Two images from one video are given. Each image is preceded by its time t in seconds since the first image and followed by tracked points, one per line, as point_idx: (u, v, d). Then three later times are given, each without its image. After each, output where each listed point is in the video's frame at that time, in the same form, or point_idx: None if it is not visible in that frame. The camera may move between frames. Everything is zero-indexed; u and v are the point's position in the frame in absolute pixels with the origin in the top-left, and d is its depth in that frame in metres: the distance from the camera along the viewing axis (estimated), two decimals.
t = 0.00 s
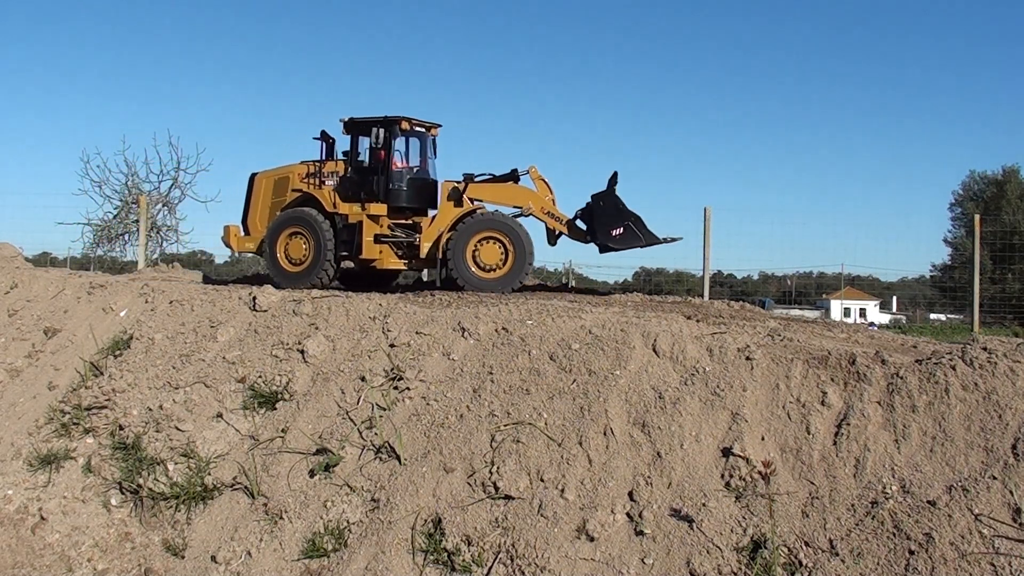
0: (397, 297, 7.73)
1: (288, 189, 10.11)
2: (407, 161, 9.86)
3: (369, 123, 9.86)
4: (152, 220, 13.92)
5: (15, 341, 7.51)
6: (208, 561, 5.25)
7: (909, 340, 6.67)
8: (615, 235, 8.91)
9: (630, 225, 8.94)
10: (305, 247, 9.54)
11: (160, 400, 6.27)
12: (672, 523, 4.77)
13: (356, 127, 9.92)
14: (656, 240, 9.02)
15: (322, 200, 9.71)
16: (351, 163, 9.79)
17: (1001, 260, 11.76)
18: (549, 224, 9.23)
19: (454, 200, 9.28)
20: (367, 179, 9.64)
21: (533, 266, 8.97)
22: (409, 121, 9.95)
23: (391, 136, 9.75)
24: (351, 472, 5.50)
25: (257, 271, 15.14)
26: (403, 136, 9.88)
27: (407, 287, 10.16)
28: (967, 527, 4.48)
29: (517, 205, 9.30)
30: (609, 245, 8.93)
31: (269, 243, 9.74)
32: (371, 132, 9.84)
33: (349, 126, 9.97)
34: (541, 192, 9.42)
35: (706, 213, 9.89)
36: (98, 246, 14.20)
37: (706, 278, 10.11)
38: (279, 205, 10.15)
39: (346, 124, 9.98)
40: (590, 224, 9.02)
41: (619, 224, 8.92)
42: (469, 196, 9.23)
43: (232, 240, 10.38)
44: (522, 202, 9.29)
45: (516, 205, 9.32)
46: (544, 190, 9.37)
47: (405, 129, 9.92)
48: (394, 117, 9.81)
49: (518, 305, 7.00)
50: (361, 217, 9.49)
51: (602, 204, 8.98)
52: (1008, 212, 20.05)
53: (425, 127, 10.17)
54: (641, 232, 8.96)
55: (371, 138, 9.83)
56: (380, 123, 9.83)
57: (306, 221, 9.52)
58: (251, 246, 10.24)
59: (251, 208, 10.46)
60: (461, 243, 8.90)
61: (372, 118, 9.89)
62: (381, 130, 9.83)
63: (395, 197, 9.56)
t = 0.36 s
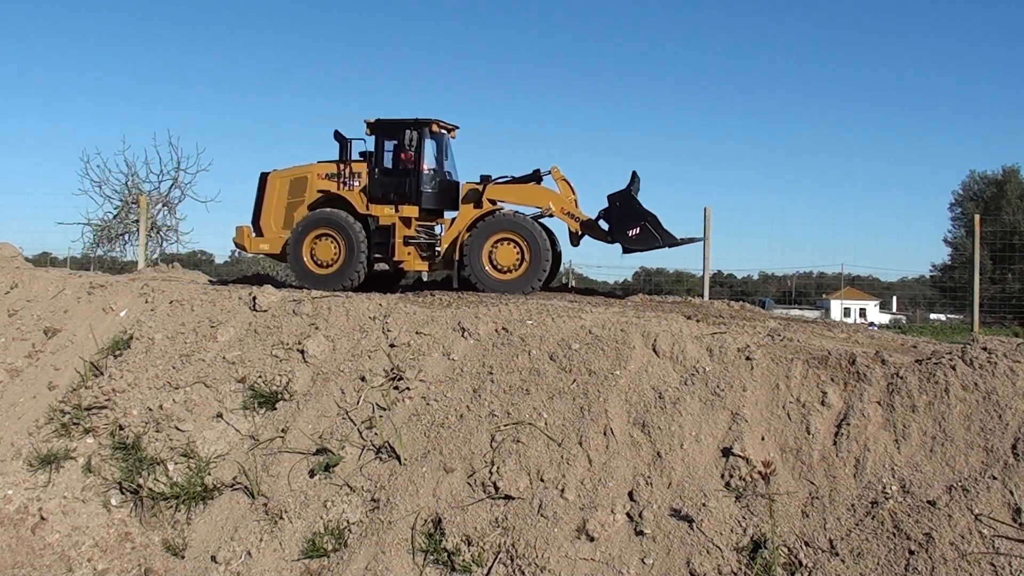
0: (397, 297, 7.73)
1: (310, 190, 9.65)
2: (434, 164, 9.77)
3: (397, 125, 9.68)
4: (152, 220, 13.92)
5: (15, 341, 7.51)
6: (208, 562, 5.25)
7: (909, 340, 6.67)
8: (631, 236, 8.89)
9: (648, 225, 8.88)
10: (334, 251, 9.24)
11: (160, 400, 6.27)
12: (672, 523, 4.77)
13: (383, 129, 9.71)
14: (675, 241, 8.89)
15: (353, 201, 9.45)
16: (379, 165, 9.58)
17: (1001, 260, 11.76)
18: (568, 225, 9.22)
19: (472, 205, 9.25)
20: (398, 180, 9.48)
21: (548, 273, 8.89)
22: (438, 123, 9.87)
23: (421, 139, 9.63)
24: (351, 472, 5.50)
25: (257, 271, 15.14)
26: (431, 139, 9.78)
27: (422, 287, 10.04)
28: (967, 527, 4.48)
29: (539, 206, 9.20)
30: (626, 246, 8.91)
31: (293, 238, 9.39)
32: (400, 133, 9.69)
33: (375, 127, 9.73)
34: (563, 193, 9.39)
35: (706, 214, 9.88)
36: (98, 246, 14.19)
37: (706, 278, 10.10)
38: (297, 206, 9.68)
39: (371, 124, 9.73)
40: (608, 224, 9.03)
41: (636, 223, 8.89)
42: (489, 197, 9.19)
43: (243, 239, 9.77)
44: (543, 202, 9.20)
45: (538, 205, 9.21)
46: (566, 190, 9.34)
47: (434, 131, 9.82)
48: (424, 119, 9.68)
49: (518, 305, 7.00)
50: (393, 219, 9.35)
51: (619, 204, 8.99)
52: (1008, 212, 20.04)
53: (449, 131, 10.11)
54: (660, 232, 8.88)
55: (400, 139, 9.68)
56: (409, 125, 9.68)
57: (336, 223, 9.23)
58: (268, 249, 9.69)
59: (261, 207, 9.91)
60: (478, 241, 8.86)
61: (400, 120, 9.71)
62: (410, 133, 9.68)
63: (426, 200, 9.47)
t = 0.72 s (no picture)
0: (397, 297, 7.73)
1: (327, 191, 9.55)
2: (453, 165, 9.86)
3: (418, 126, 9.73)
4: (152, 220, 13.92)
5: (15, 341, 7.50)
6: (208, 562, 5.24)
7: (909, 340, 6.67)
8: (638, 236, 8.93)
9: (655, 225, 8.85)
10: (359, 253, 9.20)
11: (160, 400, 6.27)
12: (672, 524, 4.77)
13: (403, 130, 9.74)
14: (684, 240, 8.77)
15: (376, 202, 9.45)
16: (400, 166, 9.63)
17: (1001, 260, 11.76)
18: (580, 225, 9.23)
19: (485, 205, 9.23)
20: (420, 181, 9.54)
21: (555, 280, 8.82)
22: (457, 124, 9.98)
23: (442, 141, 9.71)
24: (351, 472, 5.50)
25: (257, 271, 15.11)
26: (451, 140, 9.87)
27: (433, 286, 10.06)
28: (967, 527, 4.47)
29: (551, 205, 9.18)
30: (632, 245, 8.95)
31: (317, 234, 9.28)
32: (421, 135, 9.75)
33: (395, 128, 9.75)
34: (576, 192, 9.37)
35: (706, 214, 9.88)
36: (98, 246, 14.19)
37: (706, 278, 10.10)
38: (314, 206, 9.58)
39: (391, 125, 9.74)
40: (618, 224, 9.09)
41: (644, 224, 8.89)
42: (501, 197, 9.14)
43: (260, 242, 9.66)
44: (555, 201, 9.18)
45: (551, 205, 9.19)
46: (580, 190, 9.32)
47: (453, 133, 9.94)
48: (445, 120, 9.75)
49: (518, 305, 7.00)
50: (416, 220, 9.39)
51: (626, 204, 9.03)
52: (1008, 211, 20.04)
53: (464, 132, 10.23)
54: (667, 232, 8.81)
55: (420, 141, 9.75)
56: (430, 126, 9.74)
57: (361, 227, 9.19)
58: (285, 250, 9.57)
59: (275, 209, 9.78)
60: (489, 238, 8.83)
61: (420, 121, 9.75)
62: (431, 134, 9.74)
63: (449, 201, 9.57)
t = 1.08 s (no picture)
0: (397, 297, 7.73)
1: (338, 192, 9.57)
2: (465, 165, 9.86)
3: (431, 126, 9.72)
4: (152, 220, 13.92)
5: (15, 341, 7.50)
6: (208, 562, 5.24)
7: (909, 340, 6.67)
8: (646, 235, 8.92)
9: (663, 225, 8.84)
10: (373, 254, 9.21)
11: (160, 400, 6.27)
12: (672, 523, 4.77)
13: (415, 130, 9.74)
14: (692, 240, 8.81)
15: (389, 203, 9.44)
16: (412, 167, 9.63)
17: (1000, 260, 11.77)
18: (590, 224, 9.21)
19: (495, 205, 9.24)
20: (434, 181, 9.55)
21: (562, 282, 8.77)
22: (468, 124, 9.98)
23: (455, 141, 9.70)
24: (351, 472, 5.50)
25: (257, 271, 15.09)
26: (463, 140, 9.86)
27: (446, 285, 10.07)
28: (967, 527, 4.47)
29: (560, 204, 9.17)
30: (640, 244, 8.96)
31: (332, 233, 9.28)
32: (433, 135, 9.76)
33: (407, 129, 9.75)
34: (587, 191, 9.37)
35: (706, 214, 9.87)
36: (98, 246, 14.19)
37: (706, 278, 10.10)
38: (325, 207, 9.59)
39: (403, 125, 9.73)
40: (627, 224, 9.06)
41: (651, 223, 8.89)
42: (511, 196, 9.18)
43: (271, 244, 9.63)
44: (565, 201, 9.17)
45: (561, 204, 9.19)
46: (590, 189, 9.32)
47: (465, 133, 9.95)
48: (457, 121, 9.75)
49: (518, 305, 7.00)
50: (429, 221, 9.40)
51: (633, 204, 9.00)
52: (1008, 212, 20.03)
53: (475, 132, 10.23)
54: (675, 232, 8.83)
55: (432, 141, 9.75)
56: (442, 126, 9.73)
57: (377, 229, 9.17)
58: (297, 252, 9.55)
59: (286, 209, 9.76)
60: (497, 237, 8.84)
61: (433, 121, 9.75)
62: (443, 134, 9.74)
63: (461, 201, 9.56)
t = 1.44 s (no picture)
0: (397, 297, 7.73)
1: (350, 192, 9.57)
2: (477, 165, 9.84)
3: (443, 127, 9.72)
4: (152, 220, 13.91)
5: (14, 341, 7.50)
6: (208, 562, 5.24)
7: (909, 340, 6.67)
8: (660, 235, 8.92)
9: (677, 224, 8.83)
10: (385, 257, 9.24)
11: (160, 400, 6.27)
12: (672, 523, 4.77)
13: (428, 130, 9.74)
14: (705, 240, 8.81)
15: (401, 204, 9.42)
16: (424, 167, 9.63)
17: (1000, 260, 11.76)
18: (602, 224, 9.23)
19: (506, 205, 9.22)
20: (446, 182, 9.55)
21: (571, 286, 8.78)
22: (480, 124, 9.96)
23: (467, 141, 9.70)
24: (351, 472, 5.50)
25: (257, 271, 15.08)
26: (475, 140, 9.85)
27: (460, 286, 10.11)
28: (967, 527, 4.47)
29: (572, 204, 9.19)
30: (654, 244, 8.97)
31: (349, 227, 9.27)
32: (445, 135, 9.75)
33: (419, 129, 9.75)
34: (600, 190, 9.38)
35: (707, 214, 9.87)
36: (98, 246, 14.19)
37: (706, 278, 10.10)
38: (338, 207, 9.59)
39: (416, 125, 9.73)
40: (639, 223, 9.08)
41: (664, 223, 8.87)
42: (523, 196, 9.17)
43: (283, 244, 9.64)
44: (578, 201, 9.19)
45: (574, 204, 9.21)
46: (602, 189, 9.32)
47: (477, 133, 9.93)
48: (470, 121, 9.74)
49: (518, 305, 7.00)
50: (442, 221, 9.39)
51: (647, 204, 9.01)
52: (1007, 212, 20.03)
53: (486, 131, 10.22)
54: (688, 231, 8.81)
55: (444, 141, 9.75)
56: (455, 127, 9.72)
57: (393, 234, 9.16)
58: (308, 253, 9.57)
59: (299, 209, 9.76)
60: (510, 236, 8.83)
61: (445, 121, 9.74)
62: (455, 135, 9.73)
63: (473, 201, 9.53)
